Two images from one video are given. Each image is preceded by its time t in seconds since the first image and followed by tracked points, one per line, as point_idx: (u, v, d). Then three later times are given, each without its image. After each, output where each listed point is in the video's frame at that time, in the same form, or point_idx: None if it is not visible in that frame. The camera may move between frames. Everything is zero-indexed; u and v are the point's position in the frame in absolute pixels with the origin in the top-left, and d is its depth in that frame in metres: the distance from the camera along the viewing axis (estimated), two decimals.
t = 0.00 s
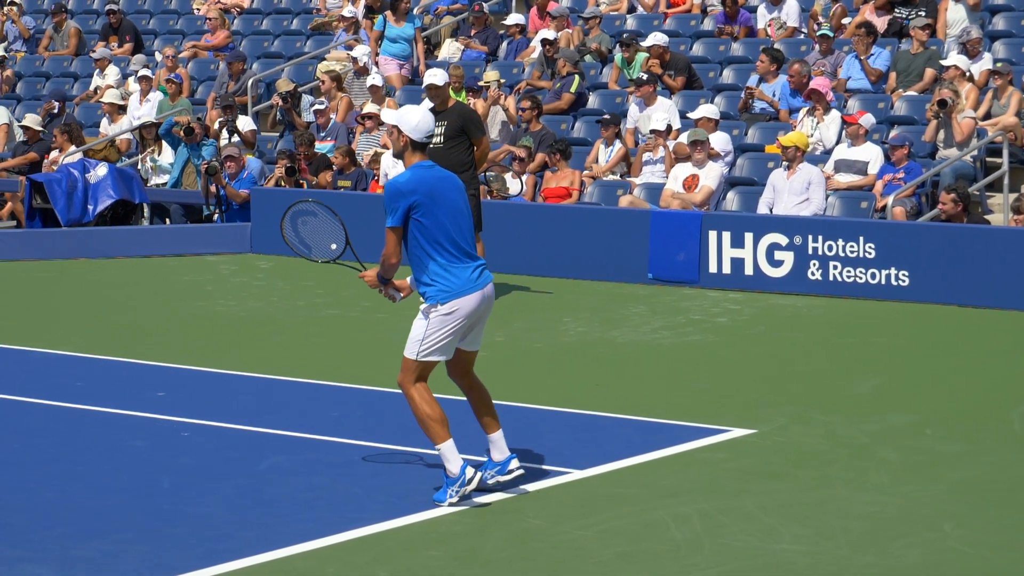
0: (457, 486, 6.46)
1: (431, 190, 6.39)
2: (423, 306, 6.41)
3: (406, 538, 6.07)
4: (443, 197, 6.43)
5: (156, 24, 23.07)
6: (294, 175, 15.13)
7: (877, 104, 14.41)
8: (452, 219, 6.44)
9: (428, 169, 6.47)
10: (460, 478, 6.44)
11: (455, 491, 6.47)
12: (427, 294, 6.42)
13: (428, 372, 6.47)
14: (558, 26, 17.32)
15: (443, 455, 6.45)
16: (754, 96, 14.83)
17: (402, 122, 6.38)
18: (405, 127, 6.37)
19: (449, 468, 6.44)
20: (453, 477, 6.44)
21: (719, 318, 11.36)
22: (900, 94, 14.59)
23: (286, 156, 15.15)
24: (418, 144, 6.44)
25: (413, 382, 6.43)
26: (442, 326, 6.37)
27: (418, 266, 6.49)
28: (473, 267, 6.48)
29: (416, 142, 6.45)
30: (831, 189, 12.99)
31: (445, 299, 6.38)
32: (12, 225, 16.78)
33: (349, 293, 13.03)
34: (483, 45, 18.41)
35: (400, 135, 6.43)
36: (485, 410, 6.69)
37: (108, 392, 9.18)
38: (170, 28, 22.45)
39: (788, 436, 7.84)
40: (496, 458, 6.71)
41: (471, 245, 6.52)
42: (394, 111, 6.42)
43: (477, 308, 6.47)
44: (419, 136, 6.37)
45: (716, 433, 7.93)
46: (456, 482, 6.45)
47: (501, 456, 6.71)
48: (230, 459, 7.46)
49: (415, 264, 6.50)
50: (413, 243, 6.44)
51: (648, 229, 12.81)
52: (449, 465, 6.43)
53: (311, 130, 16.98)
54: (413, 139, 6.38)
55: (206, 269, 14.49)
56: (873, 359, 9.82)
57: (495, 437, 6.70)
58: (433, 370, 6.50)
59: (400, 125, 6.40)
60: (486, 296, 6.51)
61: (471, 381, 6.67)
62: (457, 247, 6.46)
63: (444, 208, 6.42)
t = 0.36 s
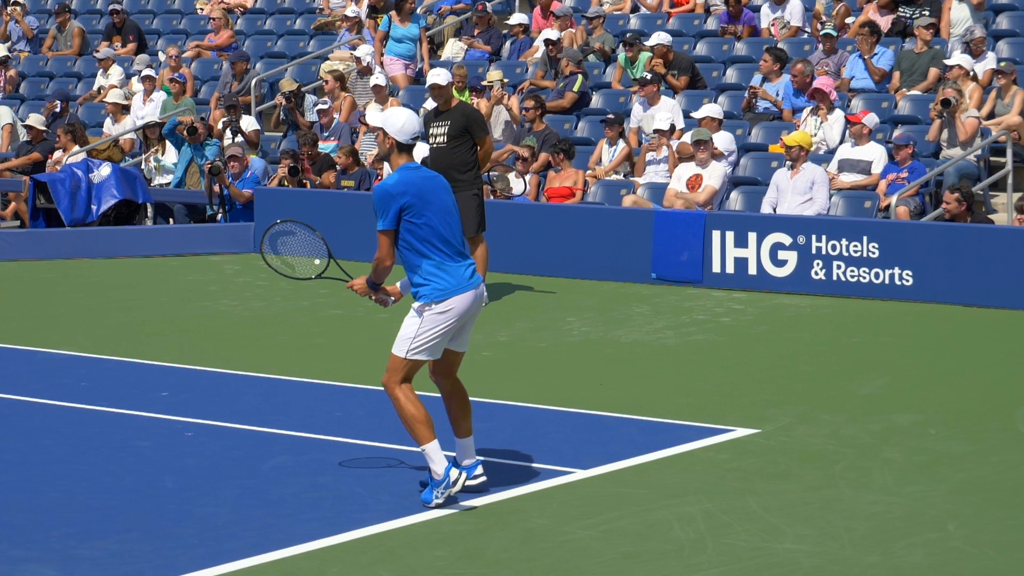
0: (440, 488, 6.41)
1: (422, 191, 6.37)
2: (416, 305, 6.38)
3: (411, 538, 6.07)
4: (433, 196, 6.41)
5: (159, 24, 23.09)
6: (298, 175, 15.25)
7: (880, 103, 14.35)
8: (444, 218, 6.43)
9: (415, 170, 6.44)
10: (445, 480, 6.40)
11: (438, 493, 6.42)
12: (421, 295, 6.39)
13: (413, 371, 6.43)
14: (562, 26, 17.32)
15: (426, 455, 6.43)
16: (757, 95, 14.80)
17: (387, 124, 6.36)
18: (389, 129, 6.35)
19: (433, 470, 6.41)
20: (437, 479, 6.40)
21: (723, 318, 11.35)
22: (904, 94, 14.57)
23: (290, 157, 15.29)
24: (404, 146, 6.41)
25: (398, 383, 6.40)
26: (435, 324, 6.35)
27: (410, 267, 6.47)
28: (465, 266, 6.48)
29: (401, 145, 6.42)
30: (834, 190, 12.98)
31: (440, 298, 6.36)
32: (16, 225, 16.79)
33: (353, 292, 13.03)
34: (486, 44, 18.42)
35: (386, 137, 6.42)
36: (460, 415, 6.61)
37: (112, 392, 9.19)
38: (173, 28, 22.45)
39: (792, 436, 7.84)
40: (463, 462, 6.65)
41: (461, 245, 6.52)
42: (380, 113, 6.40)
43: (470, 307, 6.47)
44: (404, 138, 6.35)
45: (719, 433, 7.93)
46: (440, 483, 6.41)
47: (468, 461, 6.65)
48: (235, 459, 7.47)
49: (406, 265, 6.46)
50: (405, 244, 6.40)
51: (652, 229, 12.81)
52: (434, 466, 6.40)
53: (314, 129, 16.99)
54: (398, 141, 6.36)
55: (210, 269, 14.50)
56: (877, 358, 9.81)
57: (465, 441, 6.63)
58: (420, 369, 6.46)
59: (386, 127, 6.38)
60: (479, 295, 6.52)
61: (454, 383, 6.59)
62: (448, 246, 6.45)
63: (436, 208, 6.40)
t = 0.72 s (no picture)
0: (421, 494, 6.29)
1: (416, 197, 6.28)
2: (411, 308, 6.30)
3: (415, 538, 6.06)
4: (427, 202, 6.33)
5: (165, 23, 23.12)
6: (302, 174, 15.23)
7: (886, 101, 14.37)
8: (437, 223, 6.36)
9: (406, 176, 6.35)
10: (428, 485, 6.29)
11: (415, 498, 6.29)
12: (417, 300, 6.32)
13: (400, 375, 6.32)
14: (567, 25, 17.29)
15: (409, 460, 6.28)
16: (762, 94, 14.75)
17: (375, 131, 6.32)
18: (377, 136, 6.30)
19: (416, 474, 6.28)
20: (420, 482, 6.28)
21: (728, 317, 11.34)
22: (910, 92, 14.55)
23: (293, 155, 15.38)
24: (392, 152, 6.35)
25: (384, 386, 6.28)
26: (429, 327, 6.28)
27: (403, 272, 6.40)
28: (459, 270, 6.42)
29: (390, 152, 6.36)
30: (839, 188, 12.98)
31: (436, 301, 6.29)
32: (22, 224, 16.82)
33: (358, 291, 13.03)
34: (491, 43, 18.44)
35: (373, 145, 6.36)
36: (443, 419, 6.54)
37: (118, 392, 9.19)
38: (178, 28, 22.46)
39: (798, 435, 7.83)
40: (445, 466, 6.67)
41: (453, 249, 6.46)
42: (367, 121, 6.36)
43: (463, 311, 6.42)
44: (392, 145, 6.31)
45: (725, 432, 7.92)
46: (423, 488, 6.30)
47: (449, 464, 6.67)
48: (239, 459, 7.46)
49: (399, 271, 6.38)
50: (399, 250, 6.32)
51: (657, 228, 12.80)
52: (417, 470, 6.28)
53: (320, 128, 16.99)
54: (387, 148, 6.32)
55: (215, 268, 14.50)
56: (883, 358, 9.80)
57: (445, 444, 6.61)
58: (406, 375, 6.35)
59: (374, 135, 6.33)
60: (472, 298, 6.47)
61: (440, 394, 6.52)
62: (442, 251, 6.38)
63: (430, 213, 6.32)
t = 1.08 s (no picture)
0: (394, 503, 6.18)
1: (414, 208, 6.26)
2: (408, 316, 6.28)
3: (423, 537, 6.07)
4: (423, 213, 6.31)
5: (173, 22, 23.17)
6: (309, 174, 15.29)
7: (895, 100, 14.37)
8: (434, 234, 6.35)
9: (401, 187, 6.32)
10: (403, 494, 6.21)
11: (385, 506, 6.16)
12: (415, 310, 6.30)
13: (389, 382, 6.26)
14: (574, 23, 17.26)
15: (387, 468, 6.20)
16: (771, 92, 14.72)
17: (366, 142, 6.29)
18: (369, 146, 6.27)
19: (392, 481, 6.20)
20: (397, 491, 6.19)
21: (736, 316, 11.33)
22: (918, 90, 14.54)
23: (302, 156, 15.27)
24: (384, 162, 6.32)
25: (373, 392, 6.21)
26: (427, 335, 6.27)
27: (399, 281, 6.37)
28: (454, 280, 6.43)
29: (382, 162, 6.34)
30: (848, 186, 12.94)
31: (435, 311, 6.29)
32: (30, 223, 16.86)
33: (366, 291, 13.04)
34: (499, 43, 18.42)
35: (365, 156, 6.34)
36: (440, 423, 6.55)
37: (125, 391, 9.21)
38: (186, 27, 22.51)
39: (806, 434, 7.82)
40: (452, 468, 6.70)
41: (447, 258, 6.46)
42: (358, 131, 6.34)
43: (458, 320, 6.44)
44: (384, 155, 6.28)
45: (732, 431, 7.92)
46: (397, 497, 6.20)
47: (457, 466, 6.70)
48: (247, 458, 7.48)
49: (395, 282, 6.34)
50: (397, 261, 6.28)
51: (665, 227, 12.79)
52: (392, 479, 6.19)
53: (327, 127, 17.00)
54: (378, 159, 6.29)
55: (222, 267, 14.52)
56: (891, 357, 9.78)
57: (448, 447, 6.61)
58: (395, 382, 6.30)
59: (365, 145, 6.31)
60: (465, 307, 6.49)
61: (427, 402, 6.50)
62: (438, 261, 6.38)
63: (427, 224, 6.31)
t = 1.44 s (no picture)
0: (364, 508, 6.11)
1: (414, 219, 6.27)
2: (408, 324, 6.27)
3: (434, 535, 6.08)
4: (422, 224, 6.34)
5: (183, 21, 23.22)
6: (320, 173, 15.36)
7: (905, 98, 14.35)
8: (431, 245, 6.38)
9: (398, 198, 6.33)
10: (375, 503, 6.12)
11: (354, 509, 6.11)
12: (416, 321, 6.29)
13: (384, 388, 6.25)
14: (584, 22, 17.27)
15: (363, 474, 6.13)
16: (781, 91, 14.75)
17: (360, 153, 6.26)
18: (363, 157, 6.24)
19: (367, 488, 6.13)
20: (370, 498, 6.12)
21: (746, 314, 11.33)
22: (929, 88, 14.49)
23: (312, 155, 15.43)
24: (379, 173, 6.30)
25: (368, 395, 6.18)
26: (426, 343, 6.28)
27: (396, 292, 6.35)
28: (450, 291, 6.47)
29: (376, 173, 6.32)
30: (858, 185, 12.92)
31: (436, 320, 6.31)
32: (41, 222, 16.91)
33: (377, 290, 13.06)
34: (509, 41, 18.48)
35: (360, 167, 6.29)
36: (440, 428, 6.55)
37: (136, 389, 9.24)
38: (196, 26, 22.57)
39: (817, 433, 7.82)
40: (462, 468, 6.72)
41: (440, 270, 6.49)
42: (350, 142, 6.29)
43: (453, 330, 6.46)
44: (378, 167, 6.26)
45: (743, 430, 7.93)
46: (368, 504, 6.13)
47: (467, 465, 6.73)
48: (258, 456, 7.50)
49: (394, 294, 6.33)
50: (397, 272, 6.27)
51: (675, 225, 12.79)
52: (367, 486, 6.12)
53: (337, 125, 17.02)
54: (372, 170, 6.26)
55: (233, 266, 14.55)
56: (902, 355, 9.77)
57: (454, 448, 6.63)
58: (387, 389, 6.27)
59: (359, 156, 6.27)
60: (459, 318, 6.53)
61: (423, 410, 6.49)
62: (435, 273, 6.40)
63: (426, 236, 6.33)
